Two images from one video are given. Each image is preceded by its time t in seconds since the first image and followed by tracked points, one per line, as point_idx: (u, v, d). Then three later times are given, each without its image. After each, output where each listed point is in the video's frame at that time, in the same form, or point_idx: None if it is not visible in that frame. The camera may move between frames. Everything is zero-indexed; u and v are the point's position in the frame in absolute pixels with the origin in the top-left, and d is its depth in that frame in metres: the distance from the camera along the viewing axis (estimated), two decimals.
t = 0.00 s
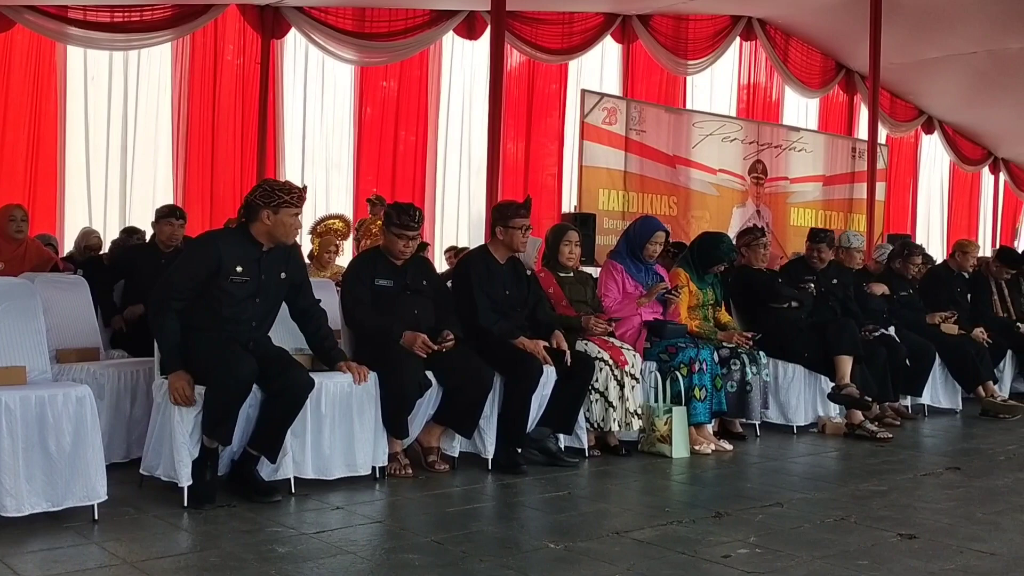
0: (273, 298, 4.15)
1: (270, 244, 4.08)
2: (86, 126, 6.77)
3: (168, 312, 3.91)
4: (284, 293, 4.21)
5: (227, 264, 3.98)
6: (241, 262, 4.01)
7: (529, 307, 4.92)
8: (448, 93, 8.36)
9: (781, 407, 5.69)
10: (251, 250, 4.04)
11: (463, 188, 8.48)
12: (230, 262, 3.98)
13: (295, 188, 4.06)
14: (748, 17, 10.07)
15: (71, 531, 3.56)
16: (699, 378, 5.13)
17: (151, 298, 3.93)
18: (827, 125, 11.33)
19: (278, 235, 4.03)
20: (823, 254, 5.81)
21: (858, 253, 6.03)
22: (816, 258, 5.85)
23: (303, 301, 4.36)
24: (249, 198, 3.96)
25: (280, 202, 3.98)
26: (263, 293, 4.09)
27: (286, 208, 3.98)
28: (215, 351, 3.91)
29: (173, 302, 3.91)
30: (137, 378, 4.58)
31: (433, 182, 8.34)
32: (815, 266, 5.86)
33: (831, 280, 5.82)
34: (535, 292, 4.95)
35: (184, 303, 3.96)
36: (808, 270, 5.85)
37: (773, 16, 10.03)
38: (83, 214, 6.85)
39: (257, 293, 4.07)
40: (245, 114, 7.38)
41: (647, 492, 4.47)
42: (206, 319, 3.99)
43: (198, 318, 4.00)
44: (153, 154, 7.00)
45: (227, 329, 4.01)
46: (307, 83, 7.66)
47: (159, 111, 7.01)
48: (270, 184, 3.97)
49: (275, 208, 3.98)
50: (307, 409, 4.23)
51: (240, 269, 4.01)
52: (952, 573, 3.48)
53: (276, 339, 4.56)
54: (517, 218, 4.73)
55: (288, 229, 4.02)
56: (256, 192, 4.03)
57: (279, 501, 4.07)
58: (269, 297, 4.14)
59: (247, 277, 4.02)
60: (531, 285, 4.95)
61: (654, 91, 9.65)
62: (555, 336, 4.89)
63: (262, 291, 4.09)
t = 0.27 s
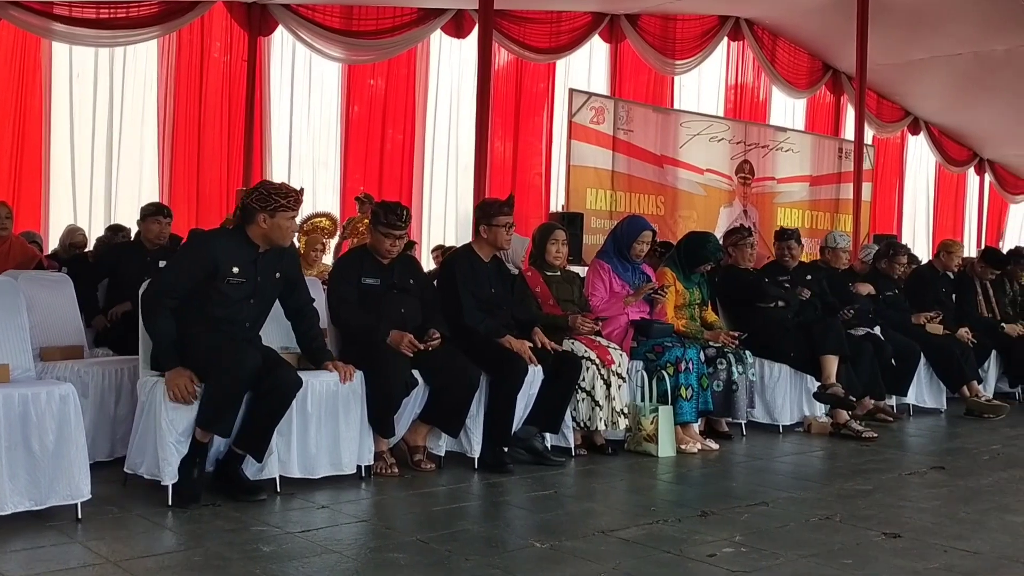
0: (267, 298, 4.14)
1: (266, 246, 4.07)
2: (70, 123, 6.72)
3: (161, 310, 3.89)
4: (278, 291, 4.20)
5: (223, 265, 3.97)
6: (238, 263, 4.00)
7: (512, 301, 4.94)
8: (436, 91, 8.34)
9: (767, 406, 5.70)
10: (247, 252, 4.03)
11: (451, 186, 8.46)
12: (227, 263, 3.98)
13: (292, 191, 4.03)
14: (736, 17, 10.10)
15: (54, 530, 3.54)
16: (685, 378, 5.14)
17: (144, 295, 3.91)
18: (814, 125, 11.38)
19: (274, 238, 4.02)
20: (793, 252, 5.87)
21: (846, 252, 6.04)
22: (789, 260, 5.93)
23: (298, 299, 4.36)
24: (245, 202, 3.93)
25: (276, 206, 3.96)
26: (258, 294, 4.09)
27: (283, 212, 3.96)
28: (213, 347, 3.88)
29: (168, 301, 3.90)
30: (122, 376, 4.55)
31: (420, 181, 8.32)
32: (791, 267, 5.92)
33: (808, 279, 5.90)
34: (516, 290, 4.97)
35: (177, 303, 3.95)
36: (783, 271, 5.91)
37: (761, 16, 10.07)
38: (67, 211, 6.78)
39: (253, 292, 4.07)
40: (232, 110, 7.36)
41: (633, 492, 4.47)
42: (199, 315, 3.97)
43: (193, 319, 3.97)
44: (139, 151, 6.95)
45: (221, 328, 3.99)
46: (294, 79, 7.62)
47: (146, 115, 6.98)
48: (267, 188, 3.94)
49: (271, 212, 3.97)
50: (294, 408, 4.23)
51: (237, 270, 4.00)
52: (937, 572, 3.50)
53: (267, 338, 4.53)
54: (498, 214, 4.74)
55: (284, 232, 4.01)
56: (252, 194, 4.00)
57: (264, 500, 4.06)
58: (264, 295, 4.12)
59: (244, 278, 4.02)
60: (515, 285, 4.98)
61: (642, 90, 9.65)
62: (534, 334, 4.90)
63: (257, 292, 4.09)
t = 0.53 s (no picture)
0: (260, 298, 4.14)
1: (261, 247, 4.07)
2: (57, 120, 6.62)
3: (157, 310, 3.85)
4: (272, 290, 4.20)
5: (221, 265, 3.95)
6: (235, 263, 3.98)
7: (498, 299, 4.95)
8: (424, 90, 8.33)
9: (753, 404, 5.73)
10: (244, 253, 4.01)
11: (439, 186, 8.45)
12: (224, 263, 3.96)
13: (289, 193, 4.04)
14: (723, 17, 10.13)
15: (39, 530, 3.52)
16: (673, 377, 5.15)
17: (140, 294, 3.88)
18: (801, 125, 11.42)
19: (271, 240, 4.03)
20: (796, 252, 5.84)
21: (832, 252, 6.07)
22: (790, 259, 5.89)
23: (288, 300, 4.34)
24: (243, 203, 3.93)
25: (273, 208, 3.96)
26: (253, 294, 4.08)
27: (280, 215, 3.96)
28: (201, 346, 3.92)
29: (167, 302, 3.87)
30: (108, 376, 4.53)
31: (407, 180, 8.30)
32: (791, 267, 5.91)
33: (801, 278, 5.94)
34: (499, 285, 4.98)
35: (175, 304, 3.93)
36: (785, 273, 5.92)
37: (748, 16, 10.10)
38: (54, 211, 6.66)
39: (248, 293, 4.06)
40: (218, 117, 7.31)
41: (620, 490, 4.47)
42: (191, 318, 3.97)
43: (187, 323, 3.96)
44: (125, 150, 6.89)
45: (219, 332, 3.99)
46: (282, 77, 7.60)
47: (131, 111, 6.91)
48: (265, 190, 3.94)
49: (268, 214, 3.97)
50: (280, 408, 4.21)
51: (234, 270, 3.98)
52: (922, 570, 3.51)
53: (259, 339, 4.48)
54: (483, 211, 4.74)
55: (280, 235, 4.02)
56: (249, 195, 4.00)
57: (250, 500, 4.05)
58: (258, 296, 4.12)
59: (241, 279, 4.00)
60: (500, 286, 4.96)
61: (630, 90, 9.67)
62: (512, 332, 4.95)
63: (252, 291, 4.08)
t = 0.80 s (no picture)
0: (245, 298, 4.12)
1: (247, 246, 4.06)
2: (36, 119, 6.50)
3: (142, 310, 3.83)
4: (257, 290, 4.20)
5: (207, 264, 3.93)
6: (220, 263, 3.96)
7: (479, 297, 4.95)
8: (406, 89, 8.32)
9: (735, 403, 5.75)
10: (230, 252, 4.00)
11: (422, 185, 8.44)
12: (209, 262, 3.94)
13: (274, 192, 4.02)
14: (706, 17, 10.17)
15: (17, 531, 3.50)
16: (654, 375, 5.16)
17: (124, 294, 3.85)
18: (783, 125, 11.48)
19: (256, 239, 4.01)
20: (813, 261, 5.86)
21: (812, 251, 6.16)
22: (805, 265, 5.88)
23: (271, 300, 4.32)
24: (228, 203, 3.90)
25: (259, 207, 3.94)
26: (237, 293, 4.06)
27: (266, 214, 3.95)
28: (183, 348, 3.89)
29: (152, 302, 3.85)
30: (87, 376, 4.50)
31: (390, 179, 8.28)
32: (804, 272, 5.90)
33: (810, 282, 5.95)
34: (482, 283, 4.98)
35: (160, 304, 3.90)
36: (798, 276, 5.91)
37: (730, 16, 10.13)
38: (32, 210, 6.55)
39: (234, 292, 4.05)
40: (200, 111, 7.27)
41: (602, 489, 4.48)
42: (177, 319, 3.95)
43: (171, 323, 3.94)
44: (105, 149, 6.81)
45: (210, 333, 3.99)
46: (263, 75, 7.55)
47: (112, 107, 6.85)
48: (251, 189, 3.92)
49: (254, 212, 3.95)
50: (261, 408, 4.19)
51: (219, 270, 3.96)
52: (901, 567, 3.53)
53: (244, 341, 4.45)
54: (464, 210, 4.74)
55: (266, 233, 4.00)
56: (235, 194, 3.97)
57: (231, 500, 4.03)
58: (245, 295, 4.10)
59: (226, 278, 3.98)
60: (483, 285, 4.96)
61: (612, 90, 9.68)
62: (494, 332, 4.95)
63: (236, 291, 4.06)
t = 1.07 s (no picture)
0: (231, 297, 4.10)
1: (231, 244, 4.03)
2: (17, 116, 6.44)
3: (124, 310, 3.83)
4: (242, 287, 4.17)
5: (189, 262, 3.91)
6: (202, 261, 3.94)
7: (463, 295, 4.95)
8: (391, 87, 8.31)
9: (718, 401, 5.77)
10: (213, 251, 3.98)
11: (406, 184, 8.42)
12: (192, 260, 3.92)
13: (258, 189, 3.97)
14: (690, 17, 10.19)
15: None
16: (638, 374, 5.17)
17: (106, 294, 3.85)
18: (767, 124, 11.54)
19: (240, 237, 3.98)
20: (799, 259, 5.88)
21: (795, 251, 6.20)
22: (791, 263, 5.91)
23: (256, 300, 4.30)
24: (210, 200, 3.88)
25: (241, 205, 3.90)
26: (221, 291, 4.03)
27: (248, 211, 3.91)
28: (166, 348, 3.85)
29: (133, 302, 3.84)
30: (68, 376, 4.47)
31: (374, 178, 8.26)
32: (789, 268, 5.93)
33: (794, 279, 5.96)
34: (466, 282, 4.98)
35: (142, 304, 3.89)
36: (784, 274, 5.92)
37: (715, 16, 10.16)
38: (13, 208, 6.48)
39: (218, 290, 4.03)
40: (183, 106, 7.19)
41: (586, 488, 4.48)
42: (160, 318, 3.93)
43: (154, 322, 3.93)
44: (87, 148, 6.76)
45: (190, 331, 3.98)
46: (247, 73, 7.50)
47: (94, 101, 6.80)
48: (233, 187, 3.88)
49: (236, 210, 3.91)
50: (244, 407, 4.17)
51: (201, 268, 3.94)
52: (883, 564, 3.55)
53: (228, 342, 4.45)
54: (449, 207, 4.73)
55: (249, 231, 3.96)
56: (218, 191, 3.94)
57: (213, 500, 4.01)
58: (229, 292, 4.07)
59: (208, 276, 3.96)
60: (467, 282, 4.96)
61: (597, 89, 9.69)
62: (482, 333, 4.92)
63: (220, 289, 4.04)
